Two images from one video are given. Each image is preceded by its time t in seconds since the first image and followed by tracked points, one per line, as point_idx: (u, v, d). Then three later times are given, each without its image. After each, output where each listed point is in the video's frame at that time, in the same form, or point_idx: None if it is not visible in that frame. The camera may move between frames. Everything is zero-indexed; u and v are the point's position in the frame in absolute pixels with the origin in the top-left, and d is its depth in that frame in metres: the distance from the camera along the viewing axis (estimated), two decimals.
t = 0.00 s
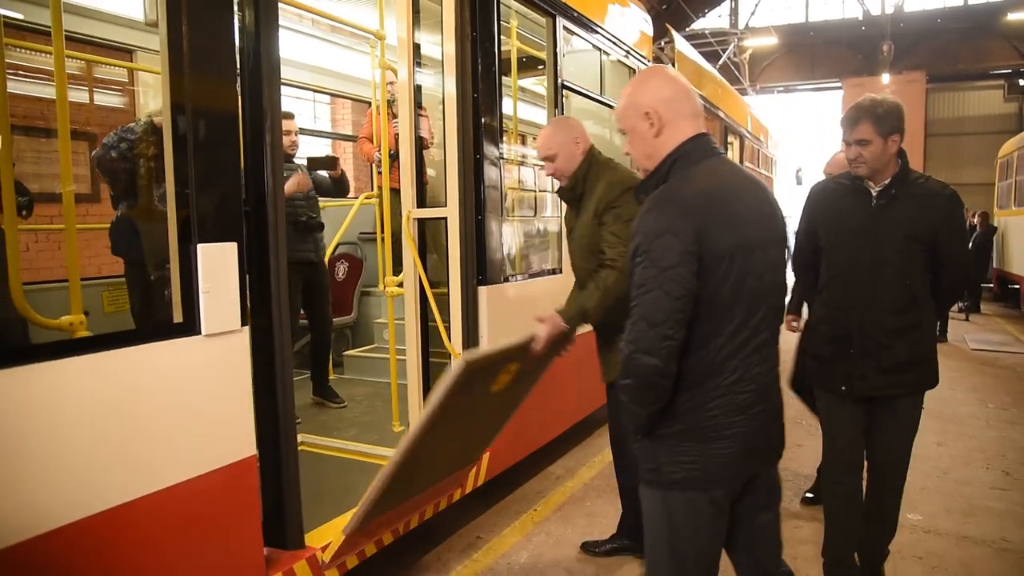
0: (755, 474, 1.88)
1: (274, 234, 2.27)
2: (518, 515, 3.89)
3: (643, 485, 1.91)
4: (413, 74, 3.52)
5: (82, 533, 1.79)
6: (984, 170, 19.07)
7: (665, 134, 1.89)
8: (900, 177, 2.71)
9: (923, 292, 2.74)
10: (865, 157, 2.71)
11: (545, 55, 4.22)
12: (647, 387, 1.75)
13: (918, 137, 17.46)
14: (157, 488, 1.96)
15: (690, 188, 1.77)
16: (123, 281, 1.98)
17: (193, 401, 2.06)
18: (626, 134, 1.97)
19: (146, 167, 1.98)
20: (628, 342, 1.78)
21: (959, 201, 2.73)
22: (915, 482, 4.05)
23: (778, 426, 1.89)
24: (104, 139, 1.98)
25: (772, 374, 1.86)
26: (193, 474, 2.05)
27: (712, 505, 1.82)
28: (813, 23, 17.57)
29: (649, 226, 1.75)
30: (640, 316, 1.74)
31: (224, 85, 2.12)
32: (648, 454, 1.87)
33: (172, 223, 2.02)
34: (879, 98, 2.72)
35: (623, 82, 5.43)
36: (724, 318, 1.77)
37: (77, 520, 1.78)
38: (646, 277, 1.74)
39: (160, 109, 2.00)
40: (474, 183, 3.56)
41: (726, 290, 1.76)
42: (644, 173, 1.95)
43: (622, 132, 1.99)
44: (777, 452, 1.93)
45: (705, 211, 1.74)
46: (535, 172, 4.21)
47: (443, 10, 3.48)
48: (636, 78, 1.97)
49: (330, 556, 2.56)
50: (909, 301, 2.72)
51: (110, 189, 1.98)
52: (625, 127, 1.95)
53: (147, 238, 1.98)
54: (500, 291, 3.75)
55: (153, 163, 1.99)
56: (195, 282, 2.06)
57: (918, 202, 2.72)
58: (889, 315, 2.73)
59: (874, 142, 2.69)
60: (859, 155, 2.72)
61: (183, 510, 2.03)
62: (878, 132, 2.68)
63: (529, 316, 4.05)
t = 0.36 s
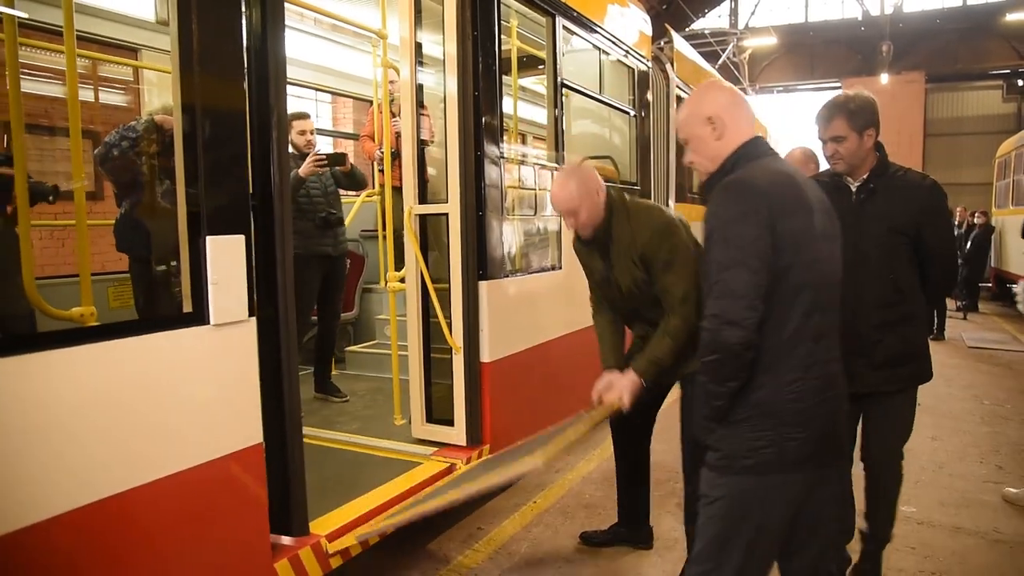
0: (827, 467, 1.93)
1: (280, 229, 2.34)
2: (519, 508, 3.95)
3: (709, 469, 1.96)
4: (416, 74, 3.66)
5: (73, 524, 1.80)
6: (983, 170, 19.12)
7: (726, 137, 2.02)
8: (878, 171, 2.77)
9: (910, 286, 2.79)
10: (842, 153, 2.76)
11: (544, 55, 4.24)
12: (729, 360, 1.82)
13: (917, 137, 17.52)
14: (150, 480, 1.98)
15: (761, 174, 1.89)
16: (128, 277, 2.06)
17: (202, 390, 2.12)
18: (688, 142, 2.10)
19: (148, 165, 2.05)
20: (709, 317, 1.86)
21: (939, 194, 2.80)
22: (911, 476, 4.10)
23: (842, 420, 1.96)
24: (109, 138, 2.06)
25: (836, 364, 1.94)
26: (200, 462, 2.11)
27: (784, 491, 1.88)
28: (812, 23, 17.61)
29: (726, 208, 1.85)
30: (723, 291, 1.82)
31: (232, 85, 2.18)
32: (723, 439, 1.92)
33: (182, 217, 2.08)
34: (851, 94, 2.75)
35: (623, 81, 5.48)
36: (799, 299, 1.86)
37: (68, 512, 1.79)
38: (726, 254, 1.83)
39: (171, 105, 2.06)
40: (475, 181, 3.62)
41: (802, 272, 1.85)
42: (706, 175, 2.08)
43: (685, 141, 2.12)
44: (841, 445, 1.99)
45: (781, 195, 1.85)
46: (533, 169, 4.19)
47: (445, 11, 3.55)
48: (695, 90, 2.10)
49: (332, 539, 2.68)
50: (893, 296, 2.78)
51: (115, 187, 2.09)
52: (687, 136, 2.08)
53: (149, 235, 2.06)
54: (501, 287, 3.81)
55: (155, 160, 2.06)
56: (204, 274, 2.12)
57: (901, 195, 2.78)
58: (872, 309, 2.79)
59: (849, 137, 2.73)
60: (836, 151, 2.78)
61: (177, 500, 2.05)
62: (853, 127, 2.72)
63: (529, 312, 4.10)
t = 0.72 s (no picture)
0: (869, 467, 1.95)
1: (294, 228, 2.38)
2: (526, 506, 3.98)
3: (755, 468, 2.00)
4: (424, 75, 3.71)
5: (76, 525, 1.77)
6: (983, 170, 19.14)
7: (780, 134, 2.01)
8: (892, 169, 2.84)
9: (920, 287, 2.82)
10: (856, 154, 2.80)
11: (548, 56, 4.24)
12: (773, 352, 1.84)
13: (918, 137, 17.54)
14: (155, 482, 1.97)
15: (813, 169, 1.90)
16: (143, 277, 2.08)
17: (221, 389, 2.15)
18: (741, 140, 2.09)
19: (162, 167, 2.07)
20: (756, 310, 1.88)
21: (958, 192, 2.82)
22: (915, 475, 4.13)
23: (885, 422, 1.97)
24: (121, 143, 2.13)
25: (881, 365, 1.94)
26: (216, 459, 2.13)
27: (826, 493, 1.90)
28: (813, 23, 17.61)
29: (777, 202, 1.87)
30: (771, 283, 1.84)
31: (247, 88, 2.22)
32: (765, 434, 1.95)
33: (199, 218, 2.11)
34: (863, 93, 2.75)
35: (626, 80, 5.51)
36: (850, 297, 1.86)
37: (71, 514, 1.76)
38: (776, 246, 1.84)
39: (189, 108, 2.10)
40: (483, 181, 3.66)
41: (852, 269, 1.85)
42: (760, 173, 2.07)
43: (738, 140, 2.11)
44: (884, 447, 2.01)
45: (832, 189, 1.86)
46: (536, 168, 4.15)
47: (454, 12, 3.60)
48: (748, 86, 2.09)
49: (346, 538, 2.71)
50: (902, 297, 2.81)
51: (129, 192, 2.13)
52: (741, 134, 2.07)
53: (161, 236, 2.08)
54: (508, 286, 3.84)
55: (166, 162, 2.09)
56: (222, 273, 2.16)
57: (910, 196, 2.83)
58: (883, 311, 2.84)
59: (862, 140, 2.77)
60: (849, 154, 2.82)
61: (185, 500, 2.04)
62: (866, 129, 2.75)
63: (536, 312, 4.14)
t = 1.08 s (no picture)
0: (895, 476, 1.97)
1: (302, 228, 2.42)
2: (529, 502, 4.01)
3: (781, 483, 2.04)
4: (427, 75, 3.74)
5: (73, 525, 1.73)
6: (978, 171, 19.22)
7: (795, 129, 2.01)
8: (931, 168, 2.80)
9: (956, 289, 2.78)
10: (895, 154, 2.81)
11: (549, 56, 4.26)
12: (789, 368, 1.88)
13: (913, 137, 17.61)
14: (155, 480, 1.93)
15: (831, 174, 1.88)
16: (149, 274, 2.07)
17: (232, 385, 2.17)
18: (759, 135, 2.11)
19: (167, 167, 2.11)
20: (773, 325, 1.92)
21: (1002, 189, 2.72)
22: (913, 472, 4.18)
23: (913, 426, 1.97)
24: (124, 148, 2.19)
25: (908, 370, 1.93)
26: (225, 455, 2.14)
27: (854, 504, 1.93)
28: (809, 24, 17.66)
29: (793, 211, 1.88)
30: (788, 297, 1.87)
31: (259, 89, 2.26)
32: (786, 447, 2.00)
33: (211, 216, 2.15)
34: (902, 92, 2.77)
35: (626, 80, 5.55)
36: (874, 305, 1.85)
37: (70, 513, 1.73)
38: (792, 258, 1.86)
39: (200, 109, 2.14)
40: (486, 180, 3.69)
41: (875, 277, 1.84)
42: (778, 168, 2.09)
43: (756, 135, 2.12)
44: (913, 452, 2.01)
45: (852, 194, 1.85)
46: (534, 168, 4.16)
47: (457, 13, 3.64)
48: (762, 79, 2.09)
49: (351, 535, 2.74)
50: (935, 298, 2.79)
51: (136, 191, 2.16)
52: (757, 130, 2.10)
53: (166, 236, 2.09)
54: (511, 285, 3.88)
55: (172, 161, 2.13)
56: (233, 271, 2.19)
57: (948, 194, 2.79)
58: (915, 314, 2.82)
59: (902, 138, 2.78)
60: (890, 153, 2.83)
61: (187, 498, 2.02)
62: (906, 129, 2.76)
63: (538, 310, 4.18)
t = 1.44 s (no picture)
0: (908, 480, 1.95)
1: (303, 226, 2.45)
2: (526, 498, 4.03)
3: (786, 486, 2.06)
4: (426, 75, 3.76)
5: (65, 522, 1.73)
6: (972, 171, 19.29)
7: (796, 124, 2.02)
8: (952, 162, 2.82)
9: (971, 285, 2.81)
10: (915, 144, 2.83)
11: (546, 55, 4.28)
12: (786, 374, 1.91)
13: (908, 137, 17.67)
14: (149, 477, 1.92)
15: (829, 175, 1.88)
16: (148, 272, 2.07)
17: (233, 379, 2.19)
18: (762, 131, 2.13)
19: (167, 168, 2.13)
20: (770, 330, 1.95)
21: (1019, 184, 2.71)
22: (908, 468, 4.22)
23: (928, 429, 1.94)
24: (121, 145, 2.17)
25: (921, 370, 1.90)
26: (224, 451, 2.15)
27: (859, 506, 1.93)
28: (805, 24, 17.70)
29: (789, 215, 1.89)
30: (784, 303, 1.89)
31: (260, 87, 2.29)
32: (790, 451, 2.02)
33: (213, 213, 2.17)
34: (926, 85, 2.77)
35: (622, 79, 5.57)
36: (877, 306, 1.84)
37: (62, 510, 1.72)
38: (787, 263, 1.88)
39: (201, 110, 2.16)
40: (485, 179, 3.72)
41: (876, 278, 1.83)
42: (782, 163, 2.10)
43: (760, 131, 2.14)
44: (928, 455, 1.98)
45: (850, 195, 1.85)
46: (531, 168, 4.17)
47: (456, 13, 3.66)
48: (763, 71, 2.10)
49: (352, 529, 2.76)
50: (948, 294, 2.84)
51: (136, 189, 2.13)
52: (760, 126, 2.11)
53: (164, 235, 2.10)
54: (509, 283, 3.90)
55: (172, 162, 2.15)
56: (235, 268, 2.21)
57: (969, 188, 2.79)
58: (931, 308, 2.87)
59: (922, 130, 2.79)
60: (910, 144, 2.86)
61: (182, 496, 2.02)
62: (927, 121, 2.77)
63: (536, 308, 4.21)
